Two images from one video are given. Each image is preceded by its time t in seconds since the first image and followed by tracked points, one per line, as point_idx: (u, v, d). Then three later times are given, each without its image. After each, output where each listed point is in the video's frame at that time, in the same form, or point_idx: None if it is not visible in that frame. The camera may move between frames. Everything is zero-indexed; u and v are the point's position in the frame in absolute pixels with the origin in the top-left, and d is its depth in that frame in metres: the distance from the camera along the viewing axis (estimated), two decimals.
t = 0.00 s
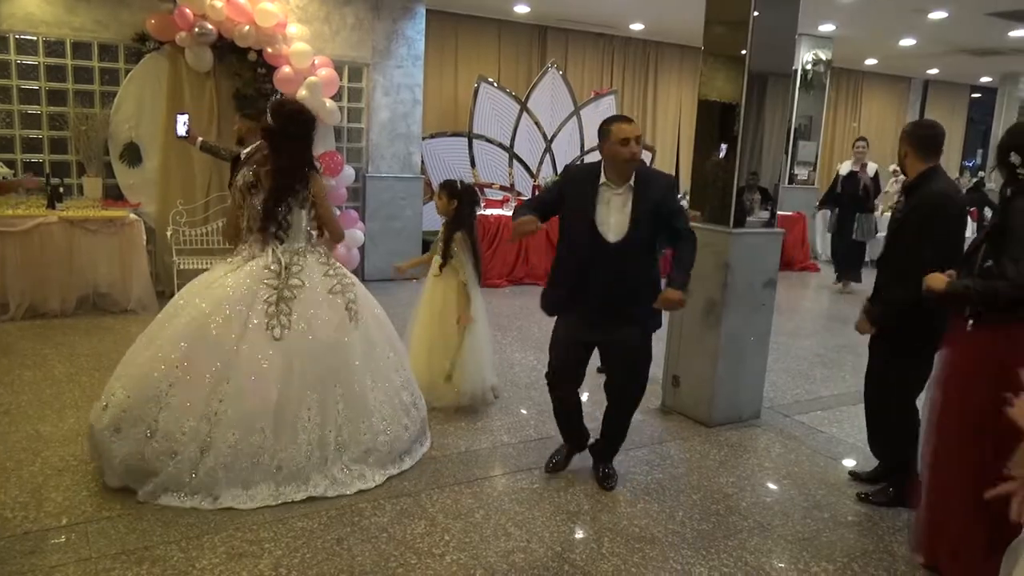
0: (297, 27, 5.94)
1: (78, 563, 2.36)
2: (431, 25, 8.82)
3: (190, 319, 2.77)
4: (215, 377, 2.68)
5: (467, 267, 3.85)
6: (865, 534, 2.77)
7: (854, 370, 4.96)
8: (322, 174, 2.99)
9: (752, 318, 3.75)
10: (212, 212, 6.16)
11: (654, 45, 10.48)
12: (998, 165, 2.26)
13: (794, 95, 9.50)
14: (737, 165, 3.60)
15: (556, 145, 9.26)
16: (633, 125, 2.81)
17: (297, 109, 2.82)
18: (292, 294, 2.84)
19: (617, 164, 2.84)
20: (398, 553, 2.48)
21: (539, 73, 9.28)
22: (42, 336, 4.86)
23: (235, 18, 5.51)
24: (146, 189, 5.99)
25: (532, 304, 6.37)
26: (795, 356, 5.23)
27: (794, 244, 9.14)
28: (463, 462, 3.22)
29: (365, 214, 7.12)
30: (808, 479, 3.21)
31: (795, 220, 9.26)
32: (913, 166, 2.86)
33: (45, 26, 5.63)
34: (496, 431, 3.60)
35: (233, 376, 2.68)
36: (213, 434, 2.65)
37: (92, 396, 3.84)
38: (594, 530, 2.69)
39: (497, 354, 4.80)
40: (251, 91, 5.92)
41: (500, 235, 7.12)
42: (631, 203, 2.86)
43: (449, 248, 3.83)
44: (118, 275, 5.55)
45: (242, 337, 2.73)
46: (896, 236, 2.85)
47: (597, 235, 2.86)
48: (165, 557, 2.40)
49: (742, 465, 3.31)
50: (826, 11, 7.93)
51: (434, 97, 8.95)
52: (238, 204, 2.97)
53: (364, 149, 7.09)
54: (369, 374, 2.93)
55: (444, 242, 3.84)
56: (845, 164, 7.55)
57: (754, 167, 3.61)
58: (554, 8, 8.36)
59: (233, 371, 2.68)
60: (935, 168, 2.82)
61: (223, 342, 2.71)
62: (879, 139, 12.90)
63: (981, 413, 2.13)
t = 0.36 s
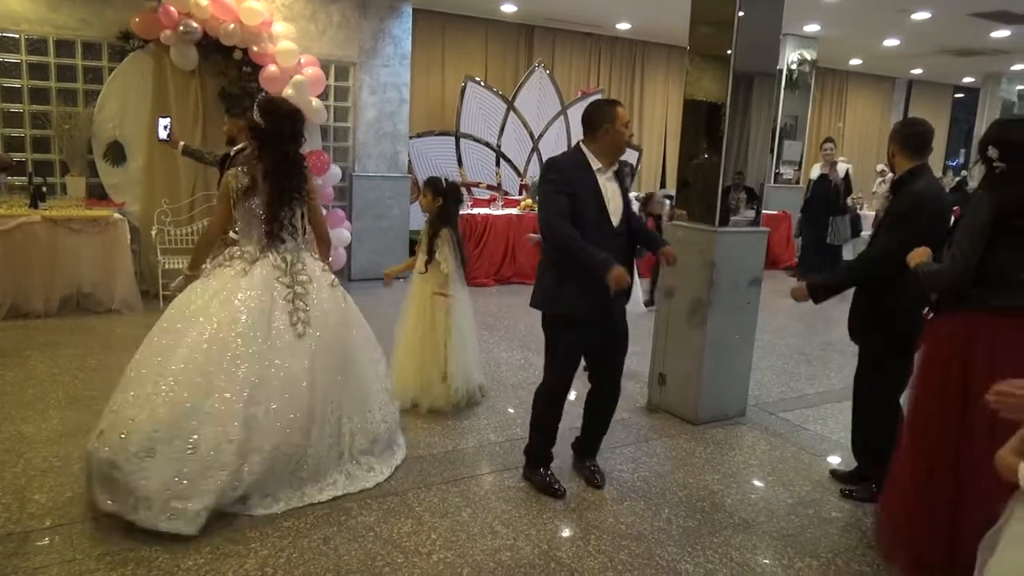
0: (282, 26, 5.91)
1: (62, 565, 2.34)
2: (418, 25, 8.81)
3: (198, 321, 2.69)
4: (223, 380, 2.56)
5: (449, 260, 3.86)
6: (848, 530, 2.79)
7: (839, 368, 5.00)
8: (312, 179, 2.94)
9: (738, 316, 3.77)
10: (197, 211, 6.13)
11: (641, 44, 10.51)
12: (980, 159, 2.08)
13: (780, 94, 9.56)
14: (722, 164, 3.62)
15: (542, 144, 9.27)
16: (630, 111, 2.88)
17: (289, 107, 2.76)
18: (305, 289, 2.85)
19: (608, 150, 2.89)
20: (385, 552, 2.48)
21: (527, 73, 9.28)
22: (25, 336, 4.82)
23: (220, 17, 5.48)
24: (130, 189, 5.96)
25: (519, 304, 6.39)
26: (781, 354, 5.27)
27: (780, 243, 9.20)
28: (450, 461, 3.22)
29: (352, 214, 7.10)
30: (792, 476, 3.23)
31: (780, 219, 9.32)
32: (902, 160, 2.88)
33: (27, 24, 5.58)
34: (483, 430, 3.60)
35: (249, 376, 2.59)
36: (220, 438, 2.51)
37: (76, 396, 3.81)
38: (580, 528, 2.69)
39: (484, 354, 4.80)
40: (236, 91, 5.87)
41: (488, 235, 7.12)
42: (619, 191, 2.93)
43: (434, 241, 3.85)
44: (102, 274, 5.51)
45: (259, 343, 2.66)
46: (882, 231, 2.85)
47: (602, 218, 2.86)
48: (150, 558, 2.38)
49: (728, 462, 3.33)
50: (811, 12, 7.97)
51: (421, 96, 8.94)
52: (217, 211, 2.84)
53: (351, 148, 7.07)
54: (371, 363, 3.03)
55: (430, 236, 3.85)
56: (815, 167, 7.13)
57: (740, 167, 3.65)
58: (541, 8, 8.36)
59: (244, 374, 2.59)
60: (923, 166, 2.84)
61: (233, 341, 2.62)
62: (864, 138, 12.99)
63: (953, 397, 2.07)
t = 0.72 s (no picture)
0: (260, 23, 5.86)
1: (35, 568, 2.31)
2: (397, 23, 8.78)
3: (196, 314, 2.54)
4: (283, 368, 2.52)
5: (424, 261, 3.84)
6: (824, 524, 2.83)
7: (816, 365, 5.06)
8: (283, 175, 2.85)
9: (716, 315, 3.80)
10: (173, 211, 6.08)
11: (620, 44, 10.55)
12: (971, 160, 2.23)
13: (758, 94, 9.63)
14: (699, 163, 3.64)
15: (522, 143, 9.27)
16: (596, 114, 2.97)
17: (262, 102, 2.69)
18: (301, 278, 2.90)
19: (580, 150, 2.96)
20: (365, 551, 2.48)
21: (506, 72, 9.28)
22: None
23: (196, 13, 5.42)
24: (105, 187, 5.90)
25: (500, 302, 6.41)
26: (759, 352, 5.31)
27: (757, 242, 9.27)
28: (429, 460, 3.22)
29: (331, 213, 7.07)
30: (770, 472, 3.26)
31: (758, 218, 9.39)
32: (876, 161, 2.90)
33: None
34: (463, 429, 3.60)
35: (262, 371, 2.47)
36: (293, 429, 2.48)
37: (51, 398, 3.77)
38: (560, 525, 2.71)
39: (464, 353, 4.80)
40: (212, 87, 5.89)
41: (467, 234, 7.12)
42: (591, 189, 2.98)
43: (411, 238, 3.84)
44: (77, 274, 5.45)
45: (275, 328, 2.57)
46: (855, 231, 2.88)
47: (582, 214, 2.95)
48: (126, 561, 2.36)
49: (707, 459, 3.36)
50: (788, 12, 8.03)
51: (401, 94, 8.91)
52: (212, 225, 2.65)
53: (330, 147, 7.03)
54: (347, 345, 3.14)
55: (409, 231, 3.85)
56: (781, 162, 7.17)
57: (718, 167, 3.68)
58: (520, 6, 8.36)
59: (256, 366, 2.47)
60: (899, 167, 2.87)
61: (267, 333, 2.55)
62: (840, 138, 13.13)
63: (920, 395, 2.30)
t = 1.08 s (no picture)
0: (229, 20, 5.78)
1: None
2: (369, 21, 8.73)
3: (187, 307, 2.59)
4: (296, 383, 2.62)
5: (394, 266, 3.83)
6: (795, 518, 2.86)
7: (787, 361, 5.12)
8: (255, 174, 2.85)
9: (690, 312, 3.83)
10: (141, 211, 5.96)
11: (593, 42, 10.58)
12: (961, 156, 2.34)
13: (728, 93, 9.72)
14: (671, 160, 3.67)
15: (496, 141, 9.27)
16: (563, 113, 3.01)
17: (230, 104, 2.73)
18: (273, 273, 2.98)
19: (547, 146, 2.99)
20: (338, 552, 2.46)
21: (479, 70, 9.26)
22: None
23: (164, 10, 5.36)
24: (73, 186, 5.80)
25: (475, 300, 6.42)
26: (732, 348, 5.36)
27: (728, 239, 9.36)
28: (403, 460, 3.21)
29: (303, 212, 7.01)
30: (741, 467, 3.30)
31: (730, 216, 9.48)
32: (839, 160, 2.98)
33: None
34: (438, 428, 3.59)
35: (279, 374, 2.61)
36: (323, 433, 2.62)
37: (16, 401, 3.69)
38: (535, 523, 2.70)
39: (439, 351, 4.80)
40: (180, 85, 5.76)
41: (441, 233, 7.10)
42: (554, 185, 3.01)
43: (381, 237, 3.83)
44: (42, 275, 5.35)
45: (279, 342, 2.66)
46: (822, 227, 2.91)
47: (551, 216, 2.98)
48: (94, 566, 2.33)
49: (680, 454, 3.38)
50: (758, 12, 8.11)
51: (373, 92, 8.85)
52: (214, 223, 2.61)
53: (301, 145, 6.97)
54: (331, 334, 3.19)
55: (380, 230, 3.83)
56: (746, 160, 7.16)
57: (690, 164, 3.72)
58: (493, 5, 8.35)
59: (273, 371, 2.60)
60: (859, 164, 2.93)
61: (278, 350, 2.65)
62: (810, 136, 13.29)
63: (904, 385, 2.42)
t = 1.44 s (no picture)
0: (199, 17, 5.71)
1: None
2: (341, 18, 8.67)
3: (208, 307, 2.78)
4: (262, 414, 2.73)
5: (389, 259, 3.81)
6: (767, 512, 2.89)
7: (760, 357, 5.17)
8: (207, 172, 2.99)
9: (664, 309, 3.86)
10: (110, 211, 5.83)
11: (566, 40, 10.60)
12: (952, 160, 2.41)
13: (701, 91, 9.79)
14: (644, 158, 3.69)
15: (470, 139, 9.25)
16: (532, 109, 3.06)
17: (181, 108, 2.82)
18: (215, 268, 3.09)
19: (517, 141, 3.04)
20: (311, 553, 2.45)
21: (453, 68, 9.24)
22: None
23: (132, 7, 5.27)
24: (38, 187, 5.72)
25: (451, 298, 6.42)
26: (705, 344, 5.40)
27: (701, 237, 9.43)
28: (376, 460, 3.19)
29: (275, 210, 6.95)
30: (714, 463, 3.32)
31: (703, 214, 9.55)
32: (804, 158, 3.02)
33: None
34: (412, 427, 3.58)
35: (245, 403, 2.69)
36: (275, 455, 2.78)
37: None
38: (510, 521, 2.71)
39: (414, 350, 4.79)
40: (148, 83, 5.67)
41: (416, 232, 7.07)
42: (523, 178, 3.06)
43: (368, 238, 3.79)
44: (8, 276, 5.25)
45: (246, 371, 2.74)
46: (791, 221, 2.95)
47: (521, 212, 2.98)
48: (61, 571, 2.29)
49: (654, 451, 3.40)
50: (730, 11, 8.17)
51: (346, 90, 8.80)
52: (199, 223, 2.76)
53: (273, 143, 6.89)
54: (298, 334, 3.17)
55: (363, 234, 3.78)
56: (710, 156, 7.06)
57: (664, 161, 3.76)
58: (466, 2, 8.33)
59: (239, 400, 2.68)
60: (824, 162, 2.97)
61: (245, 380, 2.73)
62: (781, 135, 13.43)
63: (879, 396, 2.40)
